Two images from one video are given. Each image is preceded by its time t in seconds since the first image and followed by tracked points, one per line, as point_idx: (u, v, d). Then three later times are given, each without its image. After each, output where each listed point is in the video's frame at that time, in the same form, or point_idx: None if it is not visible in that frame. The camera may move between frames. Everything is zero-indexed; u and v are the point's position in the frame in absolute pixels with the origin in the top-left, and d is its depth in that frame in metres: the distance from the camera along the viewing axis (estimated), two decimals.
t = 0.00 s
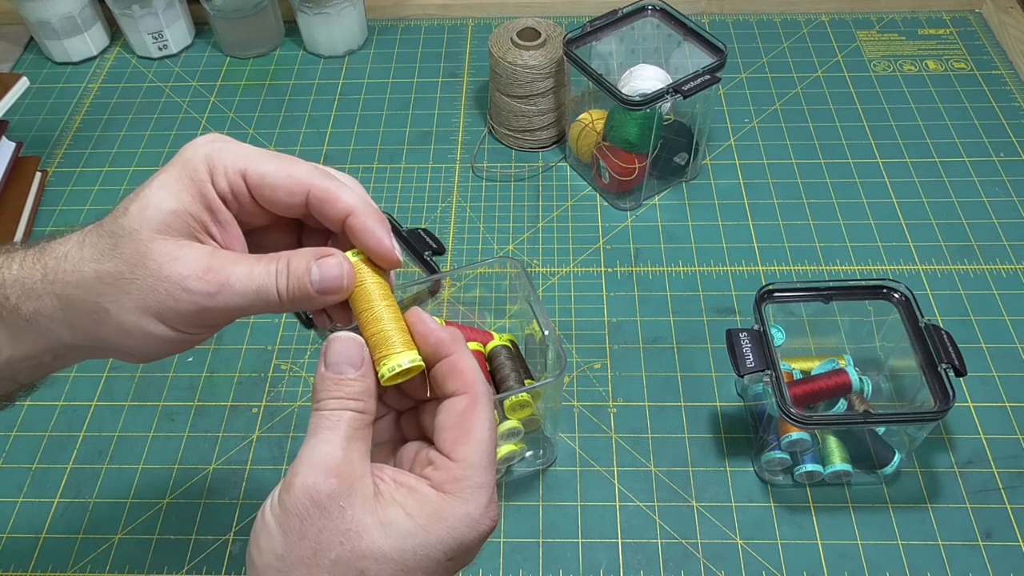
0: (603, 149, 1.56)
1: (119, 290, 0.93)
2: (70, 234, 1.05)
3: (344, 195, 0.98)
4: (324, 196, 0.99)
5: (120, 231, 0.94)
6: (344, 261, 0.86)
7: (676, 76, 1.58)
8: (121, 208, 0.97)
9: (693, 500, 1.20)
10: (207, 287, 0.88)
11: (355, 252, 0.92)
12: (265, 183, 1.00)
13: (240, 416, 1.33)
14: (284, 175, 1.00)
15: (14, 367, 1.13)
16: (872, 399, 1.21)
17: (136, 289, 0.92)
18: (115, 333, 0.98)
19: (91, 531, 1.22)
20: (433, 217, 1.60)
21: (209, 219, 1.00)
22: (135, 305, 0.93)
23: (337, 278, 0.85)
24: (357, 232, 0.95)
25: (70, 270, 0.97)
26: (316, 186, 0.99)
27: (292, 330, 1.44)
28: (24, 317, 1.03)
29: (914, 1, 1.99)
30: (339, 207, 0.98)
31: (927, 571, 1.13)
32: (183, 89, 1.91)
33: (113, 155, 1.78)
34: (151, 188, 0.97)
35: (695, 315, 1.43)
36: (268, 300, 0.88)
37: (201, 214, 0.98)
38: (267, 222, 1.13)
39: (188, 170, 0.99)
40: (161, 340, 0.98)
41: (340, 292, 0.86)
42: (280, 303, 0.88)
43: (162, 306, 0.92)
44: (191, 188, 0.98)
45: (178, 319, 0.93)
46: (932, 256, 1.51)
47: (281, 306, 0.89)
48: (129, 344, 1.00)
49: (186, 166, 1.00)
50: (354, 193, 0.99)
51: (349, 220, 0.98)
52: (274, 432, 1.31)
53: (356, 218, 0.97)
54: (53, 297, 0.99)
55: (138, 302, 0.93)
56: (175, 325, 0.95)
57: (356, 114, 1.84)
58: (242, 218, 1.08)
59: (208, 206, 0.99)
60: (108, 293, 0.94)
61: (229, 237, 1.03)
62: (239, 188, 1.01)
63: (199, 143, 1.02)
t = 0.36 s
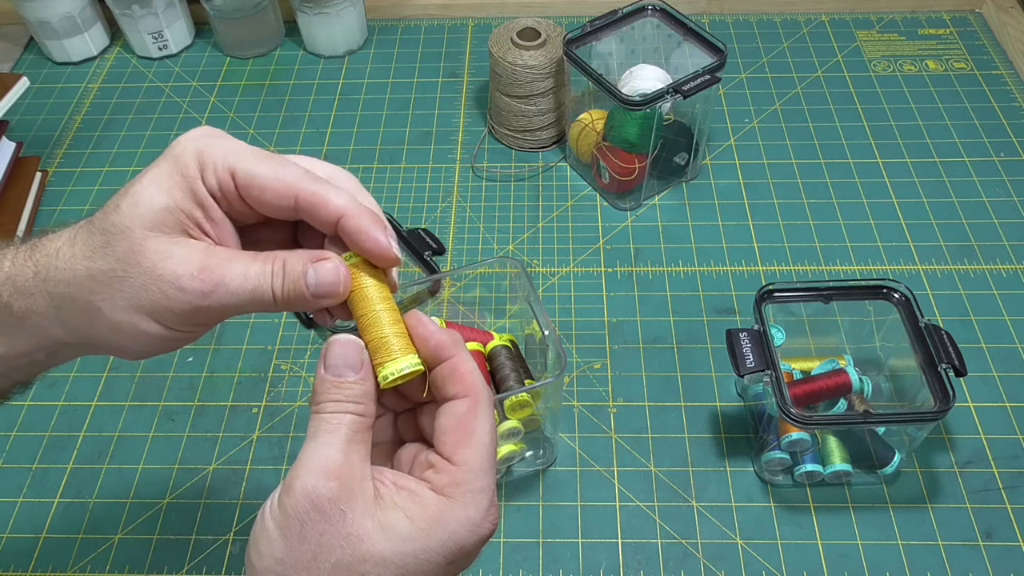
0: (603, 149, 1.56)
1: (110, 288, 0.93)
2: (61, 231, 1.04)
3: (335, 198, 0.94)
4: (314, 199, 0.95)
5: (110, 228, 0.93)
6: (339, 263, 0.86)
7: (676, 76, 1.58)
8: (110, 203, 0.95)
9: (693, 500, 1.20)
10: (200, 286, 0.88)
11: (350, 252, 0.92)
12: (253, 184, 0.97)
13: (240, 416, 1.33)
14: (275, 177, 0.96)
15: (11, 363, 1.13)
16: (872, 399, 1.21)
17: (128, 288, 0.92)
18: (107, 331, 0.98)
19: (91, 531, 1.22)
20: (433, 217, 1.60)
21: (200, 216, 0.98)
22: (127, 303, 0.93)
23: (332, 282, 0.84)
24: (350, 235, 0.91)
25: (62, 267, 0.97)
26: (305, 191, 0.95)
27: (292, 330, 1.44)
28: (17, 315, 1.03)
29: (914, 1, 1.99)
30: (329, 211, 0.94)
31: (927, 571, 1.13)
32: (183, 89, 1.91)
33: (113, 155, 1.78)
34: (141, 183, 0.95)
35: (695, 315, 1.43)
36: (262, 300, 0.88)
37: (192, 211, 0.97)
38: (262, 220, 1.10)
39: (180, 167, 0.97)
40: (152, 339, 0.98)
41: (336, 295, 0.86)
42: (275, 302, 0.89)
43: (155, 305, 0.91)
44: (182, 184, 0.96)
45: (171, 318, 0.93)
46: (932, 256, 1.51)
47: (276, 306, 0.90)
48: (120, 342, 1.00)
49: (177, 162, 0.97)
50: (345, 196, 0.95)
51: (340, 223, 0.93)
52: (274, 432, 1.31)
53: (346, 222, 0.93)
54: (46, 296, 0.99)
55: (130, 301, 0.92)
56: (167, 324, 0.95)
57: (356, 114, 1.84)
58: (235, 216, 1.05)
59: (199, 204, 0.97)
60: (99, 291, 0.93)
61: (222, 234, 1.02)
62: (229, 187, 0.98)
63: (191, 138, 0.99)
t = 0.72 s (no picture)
0: (603, 149, 1.56)
1: (114, 298, 0.92)
2: (55, 235, 1.02)
3: (341, 203, 0.94)
4: (320, 204, 0.94)
5: (109, 236, 0.91)
6: (348, 262, 0.85)
7: (676, 76, 1.58)
8: (108, 210, 0.93)
9: (693, 500, 1.20)
10: (206, 293, 0.87)
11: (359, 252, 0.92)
12: (255, 188, 0.95)
13: (240, 416, 1.33)
14: (277, 181, 0.95)
15: (10, 365, 1.14)
16: (872, 399, 1.21)
17: (132, 298, 0.91)
18: (113, 338, 0.99)
19: (91, 531, 1.22)
20: (432, 217, 1.60)
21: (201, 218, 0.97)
22: (133, 313, 0.93)
23: (342, 283, 0.84)
24: (360, 237, 0.92)
25: (62, 276, 0.96)
26: (310, 197, 0.95)
27: (292, 330, 1.44)
28: (21, 321, 1.04)
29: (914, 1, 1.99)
30: (336, 216, 0.94)
31: (927, 571, 1.13)
32: (183, 89, 1.91)
33: (113, 155, 1.78)
34: (139, 188, 0.93)
35: (695, 315, 1.43)
36: (269, 303, 0.88)
37: (192, 214, 0.95)
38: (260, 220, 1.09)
39: (179, 169, 0.96)
40: (159, 345, 0.99)
41: (347, 296, 0.85)
42: (281, 303, 0.89)
43: (160, 314, 0.91)
44: (182, 187, 0.95)
45: (177, 326, 0.93)
46: (932, 256, 1.51)
47: (282, 307, 0.90)
48: (125, 348, 1.01)
49: (176, 164, 0.96)
50: (351, 201, 0.95)
51: (348, 228, 0.94)
52: (274, 432, 1.31)
53: (354, 227, 0.93)
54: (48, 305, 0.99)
55: (135, 311, 0.92)
56: (172, 330, 0.95)
57: (356, 114, 1.84)
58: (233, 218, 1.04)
59: (200, 207, 0.96)
60: (103, 301, 0.93)
61: (223, 235, 1.00)
62: (229, 189, 0.97)
63: (188, 138, 0.97)
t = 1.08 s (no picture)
0: (603, 149, 1.56)
1: (117, 284, 0.92)
2: (56, 221, 1.02)
3: (347, 184, 0.95)
4: (325, 187, 0.95)
5: (112, 221, 0.90)
6: (353, 245, 0.85)
7: (676, 76, 1.58)
8: (110, 193, 0.92)
9: (693, 500, 1.20)
10: (211, 278, 0.87)
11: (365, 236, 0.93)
12: (259, 171, 0.95)
13: (239, 417, 1.33)
14: (281, 164, 0.95)
15: (13, 354, 1.16)
16: (871, 399, 1.21)
17: (136, 285, 0.91)
18: (116, 323, 0.99)
19: (91, 531, 1.22)
20: (433, 217, 1.60)
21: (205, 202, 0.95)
22: (137, 299, 0.93)
23: (348, 265, 0.84)
24: (367, 219, 0.93)
25: (64, 262, 0.95)
26: (315, 180, 0.95)
27: (292, 330, 1.44)
28: (25, 309, 1.04)
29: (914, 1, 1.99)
30: (342, 198, 0.95)
31: (927, 571, 1.13)
32: (183, 89, 1.91)
33: (113, 155, 1.78)
34: (140, 171, 0.92)
35: (695, 315, 1.43)
36: (275, 288, 0.88)
37: (196, 197, 0.94)
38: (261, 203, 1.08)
39: (180, 151, 0.94)
40: (162, 332, 0.99)
41: (352, 279, 0.86)
42: (287, 288, 0.89)
43: (164, 300, 0.91)
44: (184, 170, 0.93)
45: (181, 312, 0.93)
46: (932, 256, 1.51)
47: (288, 292, 0.89)
48: (129, 334, 1.01)
49: (177, 146, 0.94)
50: (356, 183, 0.96)
51: (355, 209, 0.95)
52: (274, 432, 1.31)
53: (361, 208, 0.94)
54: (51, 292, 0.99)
55: (139, 298, 0.92)
56: (175, 317, 0.95)
57: (356, 114, 1.84)
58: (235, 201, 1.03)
59: (202, 190, 0.94)
60: (107, 287, 0.93)
61: (227, 219, 0.99)
62: (232, 173, 0.96)
63: (188, 121, 0.96)
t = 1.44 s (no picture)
0: (603, 149, 1.56)
1: (110, 277, 0.92)
2: (53, 214, 1.03)
3: (345, 168, 0.94)
4: (323, 171, 0.94)
5: (106, 212, 0.90)
6: (352, 237, 0.86)
7: (676, 76, 1.58)
8: (105, 183, 0.92)
9: (693, 500, 1.20)
10: (204, 270, 0.87)
11: (365, 226, 0.92)
12: (256, 157, 0.95)
13: (239, 417, 1.33)
14: (278, 148, 0.94)
15: (10, 348, 1.16)
16: (871, 399, 1.21)
17: (128, 277, 0.91)
18: (110, 317, 0.99)
19: (91, 531, 1.22)
20: (433, 217, 1.60)
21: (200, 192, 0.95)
22: (129, 292, 0.93)
23: (345, 257, 0.84)
24: (366, 206, 0.93)
25: (58, 254, 0.95)
26: (314, 165, 0.94)
27: (292, 330, 1.45)
28: (20, 302, 1.05)
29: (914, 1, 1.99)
30: (340, 183, 0.94)
31: (927, 571, 1.13)
32: (183, 89, 1.91)
33: (113, 155, 1.78)
34: (135, 161, 0.92)
35: (695, 315, 1.43)
36: (270, 281, 0.88)
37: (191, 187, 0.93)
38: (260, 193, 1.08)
39: (176, 139, 0.94)
40: (155, 326, 0.99)
41: (349, 271, 0.86)
42: (284, 281, 0.88)
43: (157, 293, 0.91)
44: (178, 159, 0.93)
45: (174, 306, 0.93)
46: (932, 256, 1.51)
47: (284, 285, 0.89)
48: (123, 328, 1.01)
49: (172, 134, 0.94)
50: (354, 167, 0.95)
51: (353, 194, 0.94)
52: (274, 432, 1.31)
53: (360, 193, 0.93)
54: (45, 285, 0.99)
55: (132, 291, 0.92)
56: (168, 310, 0.95)
57: (356, 114, 1.84)
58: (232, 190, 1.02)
59: (198, 180, 0.94)
60: (100, 279, 0.93)
61: (222, 210, 0.98)
62: (229, 160, 0.96)
63: (184, 109, 0.96)
